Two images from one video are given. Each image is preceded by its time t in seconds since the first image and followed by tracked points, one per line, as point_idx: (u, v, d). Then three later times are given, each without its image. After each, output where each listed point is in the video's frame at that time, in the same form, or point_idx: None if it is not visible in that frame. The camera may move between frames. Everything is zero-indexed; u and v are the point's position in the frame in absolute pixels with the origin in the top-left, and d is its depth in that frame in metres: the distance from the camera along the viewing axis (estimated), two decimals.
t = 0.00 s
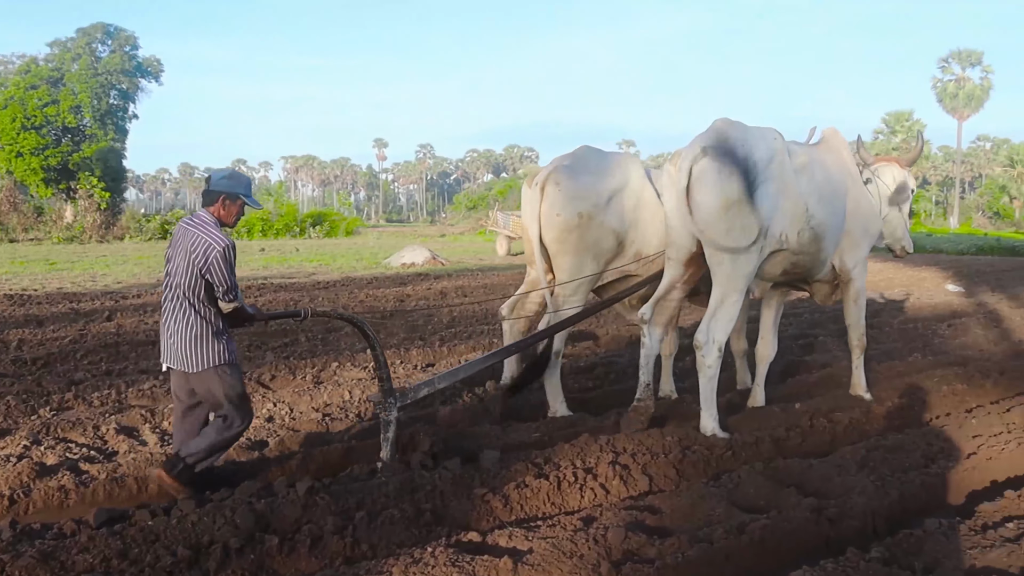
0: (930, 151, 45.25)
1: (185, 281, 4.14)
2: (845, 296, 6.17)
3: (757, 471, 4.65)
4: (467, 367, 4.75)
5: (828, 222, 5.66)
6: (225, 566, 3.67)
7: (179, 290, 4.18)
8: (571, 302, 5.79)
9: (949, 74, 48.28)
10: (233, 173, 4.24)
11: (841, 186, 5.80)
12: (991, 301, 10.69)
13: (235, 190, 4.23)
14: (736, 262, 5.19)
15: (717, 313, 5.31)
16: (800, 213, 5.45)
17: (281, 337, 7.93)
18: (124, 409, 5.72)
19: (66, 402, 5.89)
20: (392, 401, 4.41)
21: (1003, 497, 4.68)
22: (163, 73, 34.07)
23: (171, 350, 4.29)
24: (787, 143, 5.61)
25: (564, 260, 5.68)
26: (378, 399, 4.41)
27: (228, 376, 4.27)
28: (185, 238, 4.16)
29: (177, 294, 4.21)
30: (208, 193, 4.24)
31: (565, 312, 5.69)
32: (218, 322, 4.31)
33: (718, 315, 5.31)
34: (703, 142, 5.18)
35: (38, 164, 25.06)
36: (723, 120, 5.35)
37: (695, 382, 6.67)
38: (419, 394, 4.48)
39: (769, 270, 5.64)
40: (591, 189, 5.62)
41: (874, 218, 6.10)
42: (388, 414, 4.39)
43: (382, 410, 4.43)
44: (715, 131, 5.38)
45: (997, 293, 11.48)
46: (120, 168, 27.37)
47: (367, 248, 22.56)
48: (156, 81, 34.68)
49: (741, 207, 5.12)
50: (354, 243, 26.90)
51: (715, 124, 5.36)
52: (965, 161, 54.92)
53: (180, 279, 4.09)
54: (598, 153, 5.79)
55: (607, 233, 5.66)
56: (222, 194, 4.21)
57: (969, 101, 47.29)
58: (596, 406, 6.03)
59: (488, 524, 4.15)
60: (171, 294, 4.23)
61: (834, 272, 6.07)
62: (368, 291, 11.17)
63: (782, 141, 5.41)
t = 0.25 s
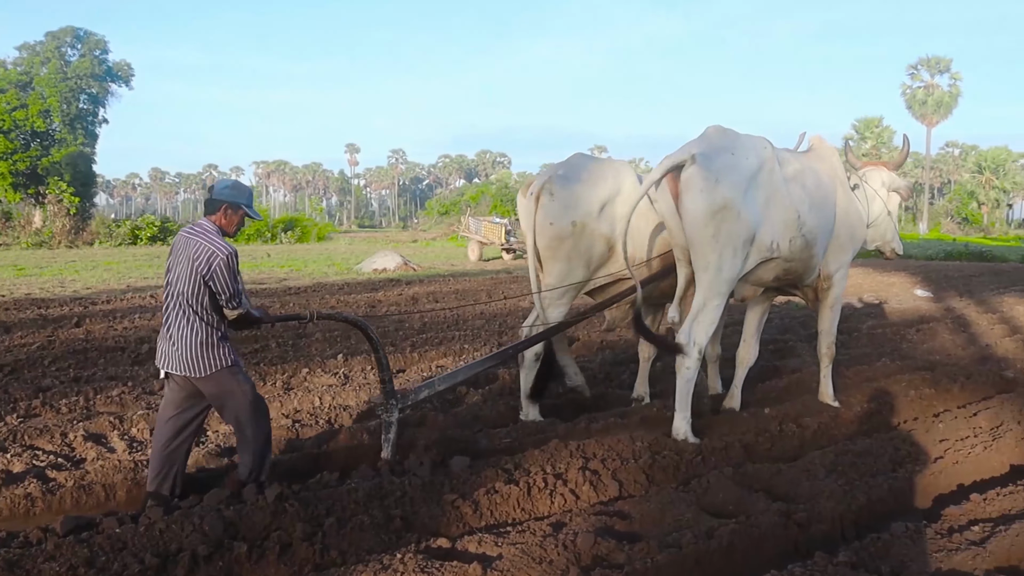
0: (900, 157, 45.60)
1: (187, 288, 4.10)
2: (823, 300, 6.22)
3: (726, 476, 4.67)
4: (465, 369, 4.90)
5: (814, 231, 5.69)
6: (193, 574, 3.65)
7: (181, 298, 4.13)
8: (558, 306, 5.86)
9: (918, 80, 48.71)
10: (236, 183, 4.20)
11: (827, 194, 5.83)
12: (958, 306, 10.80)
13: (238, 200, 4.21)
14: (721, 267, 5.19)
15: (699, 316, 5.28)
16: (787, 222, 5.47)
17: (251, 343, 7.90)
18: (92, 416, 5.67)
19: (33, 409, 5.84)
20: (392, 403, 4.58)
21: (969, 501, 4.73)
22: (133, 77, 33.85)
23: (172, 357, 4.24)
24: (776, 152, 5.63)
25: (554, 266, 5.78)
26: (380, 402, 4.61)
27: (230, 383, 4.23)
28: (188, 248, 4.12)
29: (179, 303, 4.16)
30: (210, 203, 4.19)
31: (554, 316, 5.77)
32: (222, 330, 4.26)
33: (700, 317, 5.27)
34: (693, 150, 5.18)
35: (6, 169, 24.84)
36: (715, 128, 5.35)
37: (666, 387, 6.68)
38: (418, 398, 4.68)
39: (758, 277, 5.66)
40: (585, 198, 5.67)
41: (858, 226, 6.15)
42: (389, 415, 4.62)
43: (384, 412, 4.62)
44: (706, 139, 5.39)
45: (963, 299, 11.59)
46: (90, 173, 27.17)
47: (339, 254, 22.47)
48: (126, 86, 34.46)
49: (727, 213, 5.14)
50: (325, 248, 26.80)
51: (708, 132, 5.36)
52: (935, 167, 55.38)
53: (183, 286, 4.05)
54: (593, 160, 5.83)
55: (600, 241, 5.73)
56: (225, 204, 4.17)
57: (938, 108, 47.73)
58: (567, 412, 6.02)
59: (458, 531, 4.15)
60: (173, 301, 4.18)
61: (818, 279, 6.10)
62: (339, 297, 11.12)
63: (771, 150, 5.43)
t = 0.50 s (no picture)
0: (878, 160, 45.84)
1: (213, 295, 4.17)
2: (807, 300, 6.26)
3: (704, 478, 4.69)
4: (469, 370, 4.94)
5: (804, 236, 5.73)
6: None
7: (207, 303, 4.21)
8: (551, 312, 5.86)
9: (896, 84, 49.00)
10: (265, 193, 4.24)
11: (817, 200, 5.87)
12: (934, 308, 10.87)
13: (265, 209, 4.26)
14: (708, 272, 5.23)
15: (685, 317, 5.31)
16: (775, 228, 5.52)
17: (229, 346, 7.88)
18: (69, 421, 5.64)
19: (10, 413, 5.80)
20: (397, 402, 4.56)
21: (944, 502, 4.76)
22: (111, 79, 33.69)
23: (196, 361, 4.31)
24: (767, 159, 5.69)
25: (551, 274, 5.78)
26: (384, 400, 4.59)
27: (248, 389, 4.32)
28: (214, 256, 4.19)
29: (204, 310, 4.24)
30: (238, 210, 4.25)
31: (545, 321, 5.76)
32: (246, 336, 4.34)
33: (687, 318, 5.30)
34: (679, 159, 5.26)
35: None
36: (703, 138, 5.43)
37: (644, 390, 6.70)
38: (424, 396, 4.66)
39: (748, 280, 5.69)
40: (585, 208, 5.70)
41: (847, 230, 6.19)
42: (396, 415, 4.60)
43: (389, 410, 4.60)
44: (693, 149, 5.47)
45: (940, 301, 11.67)
46: (67, 175, 27.02)
47: (318, 257, 22.42)
48: (104, 88, 34.28)
49: (713, 219, 5.19)
50: (304, 251, 26.73)
51: (697, 141, 5.44)
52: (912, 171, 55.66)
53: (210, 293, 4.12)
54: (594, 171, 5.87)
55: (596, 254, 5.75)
56: (252, 213, 4.23)
57: (916, 111, 48.03)
58: (546, 414, 5.99)
59: (436, 534, 4.15)
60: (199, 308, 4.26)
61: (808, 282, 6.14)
62: (318, 300, 11.10)
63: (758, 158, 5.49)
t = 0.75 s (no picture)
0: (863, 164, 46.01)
1: (237, 289, 4.20)
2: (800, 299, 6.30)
3: (689, 480, 4.70)
4: (482, 367, 5.02)
5: (797, 240, 5.76)
6: None
7: (230, 297, 4.24)
8: (551, 314, 5.90)
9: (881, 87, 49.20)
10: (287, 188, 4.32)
11: (812, 203, 5.90)
12: (917, 310, 10.92)
13: (288, 204, 4.32)
14: (701, 272, 5.27)
15: (676, 316, 5.34)
16: (769, 231, 5.56)
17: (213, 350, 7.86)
18: (53, 424, 5.62)
19: None
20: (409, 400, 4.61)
21: (927, 503, 4.79)
22: (96, 83, 33.58)
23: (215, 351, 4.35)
24: (763, 162, 5.73)
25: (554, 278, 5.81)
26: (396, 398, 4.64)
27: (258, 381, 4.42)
28: (238, 248, 4.22)
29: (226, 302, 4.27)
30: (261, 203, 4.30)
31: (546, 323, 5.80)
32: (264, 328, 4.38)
33: (678, 317, 5.33)
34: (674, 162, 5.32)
35: None
36: (699, 142, 5.50)
37: (629, 392, 6.71)
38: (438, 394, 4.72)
39: (741, 282, 5.73)
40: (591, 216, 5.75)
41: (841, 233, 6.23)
42: (411, 413, 4.69)
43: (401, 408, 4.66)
44: (688, 153, 5.53)
45: (923, 303, 11.73)
46: (51, 179, 26.92)
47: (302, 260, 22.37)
48: (89, 91, 34.18)
49: (707, 221, 5.24)
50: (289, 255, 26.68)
51: (692, 145, 5.50)
52: (897, 174, 55.88)
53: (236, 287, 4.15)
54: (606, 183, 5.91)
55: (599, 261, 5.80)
56: (276, 207, 4.29)
57: (901, 114, 48.23)
58: (532, 416, 5.98)
59: (421, 536, 4.15)
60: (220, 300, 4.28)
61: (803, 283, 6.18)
62: (304, 303, 11.08)
63: (752, 163, 5.53)
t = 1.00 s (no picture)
0: (846, 163, 46.18)
1: (253, 293, 4.40)
2: (787, 298, 6.34)
3: (673, 480, 4.71)
4: (489, 367, 5.19)
5: (783, 243, 5.83)
6: None
7: (246, 301, 4.43)
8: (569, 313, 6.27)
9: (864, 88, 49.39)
10: (301, 198, 4.59)
11: (799, 207, 5.96)
12: (900, 309, 10.97)
13: (301, 211, 4.57)
14: (698, 273, 5.29)
15: (673, 313, 5.37)
16: (760, 234, 5.61)
17: (197, 353, 7.84)
18: (35, 428, 5.60)
19: None
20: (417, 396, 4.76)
21: (909, 501, 4.81)
22: (79, 85, 33.46)
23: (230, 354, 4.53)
24: (756, 166, 5.78)
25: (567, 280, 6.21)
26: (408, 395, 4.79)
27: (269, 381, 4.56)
28: (254, 254, 4.40)
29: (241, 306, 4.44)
30: (275, 212, 4.54)
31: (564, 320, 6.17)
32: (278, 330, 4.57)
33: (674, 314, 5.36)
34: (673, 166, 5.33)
35: None
36: (694, 146, 5.49)
37: (614, 392, 6.72)
38: (448, 393, 4.90)
39: (733, 283, 5.76)
40: (596, 220, 6.13)
41: (830, 236, 6.28)
42: (421, 411, 4.88)
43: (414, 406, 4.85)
44: (684, 156, 5.54)
45: (906, 303, 11.79)
46: (34, 181, 26.84)
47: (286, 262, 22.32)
48: (72, 94, 34.05)
49: (705, 223, 5.27)
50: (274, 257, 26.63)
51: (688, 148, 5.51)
52: (880, 174, 56.11)
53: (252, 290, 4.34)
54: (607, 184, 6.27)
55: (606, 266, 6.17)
56: (290, 214, 4.53)
57: (883, 114, 48.44)
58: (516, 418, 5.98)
59: (405, 538, 4.15)
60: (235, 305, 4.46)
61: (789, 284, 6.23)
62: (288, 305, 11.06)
63: (744, 168, 5.57)
